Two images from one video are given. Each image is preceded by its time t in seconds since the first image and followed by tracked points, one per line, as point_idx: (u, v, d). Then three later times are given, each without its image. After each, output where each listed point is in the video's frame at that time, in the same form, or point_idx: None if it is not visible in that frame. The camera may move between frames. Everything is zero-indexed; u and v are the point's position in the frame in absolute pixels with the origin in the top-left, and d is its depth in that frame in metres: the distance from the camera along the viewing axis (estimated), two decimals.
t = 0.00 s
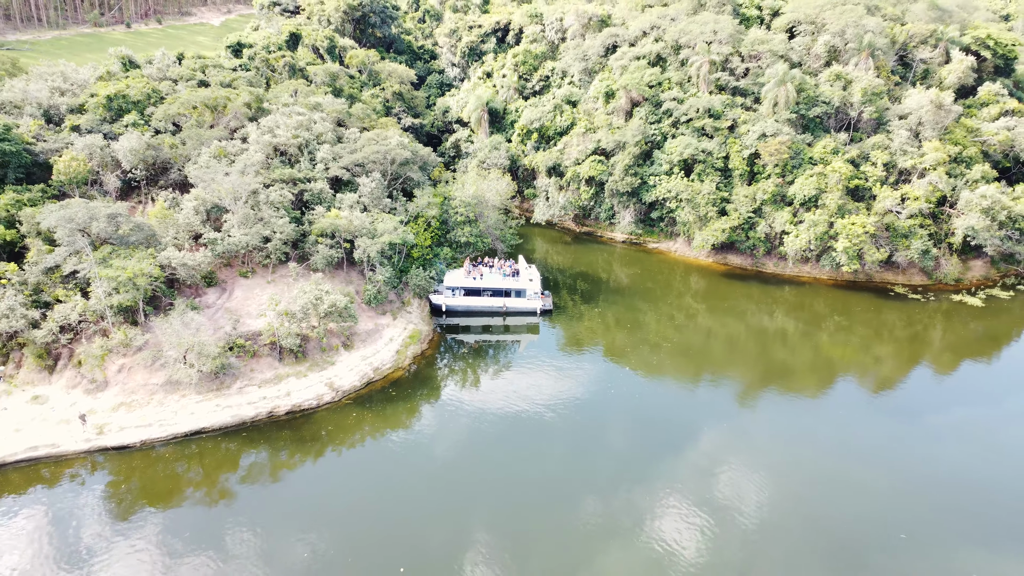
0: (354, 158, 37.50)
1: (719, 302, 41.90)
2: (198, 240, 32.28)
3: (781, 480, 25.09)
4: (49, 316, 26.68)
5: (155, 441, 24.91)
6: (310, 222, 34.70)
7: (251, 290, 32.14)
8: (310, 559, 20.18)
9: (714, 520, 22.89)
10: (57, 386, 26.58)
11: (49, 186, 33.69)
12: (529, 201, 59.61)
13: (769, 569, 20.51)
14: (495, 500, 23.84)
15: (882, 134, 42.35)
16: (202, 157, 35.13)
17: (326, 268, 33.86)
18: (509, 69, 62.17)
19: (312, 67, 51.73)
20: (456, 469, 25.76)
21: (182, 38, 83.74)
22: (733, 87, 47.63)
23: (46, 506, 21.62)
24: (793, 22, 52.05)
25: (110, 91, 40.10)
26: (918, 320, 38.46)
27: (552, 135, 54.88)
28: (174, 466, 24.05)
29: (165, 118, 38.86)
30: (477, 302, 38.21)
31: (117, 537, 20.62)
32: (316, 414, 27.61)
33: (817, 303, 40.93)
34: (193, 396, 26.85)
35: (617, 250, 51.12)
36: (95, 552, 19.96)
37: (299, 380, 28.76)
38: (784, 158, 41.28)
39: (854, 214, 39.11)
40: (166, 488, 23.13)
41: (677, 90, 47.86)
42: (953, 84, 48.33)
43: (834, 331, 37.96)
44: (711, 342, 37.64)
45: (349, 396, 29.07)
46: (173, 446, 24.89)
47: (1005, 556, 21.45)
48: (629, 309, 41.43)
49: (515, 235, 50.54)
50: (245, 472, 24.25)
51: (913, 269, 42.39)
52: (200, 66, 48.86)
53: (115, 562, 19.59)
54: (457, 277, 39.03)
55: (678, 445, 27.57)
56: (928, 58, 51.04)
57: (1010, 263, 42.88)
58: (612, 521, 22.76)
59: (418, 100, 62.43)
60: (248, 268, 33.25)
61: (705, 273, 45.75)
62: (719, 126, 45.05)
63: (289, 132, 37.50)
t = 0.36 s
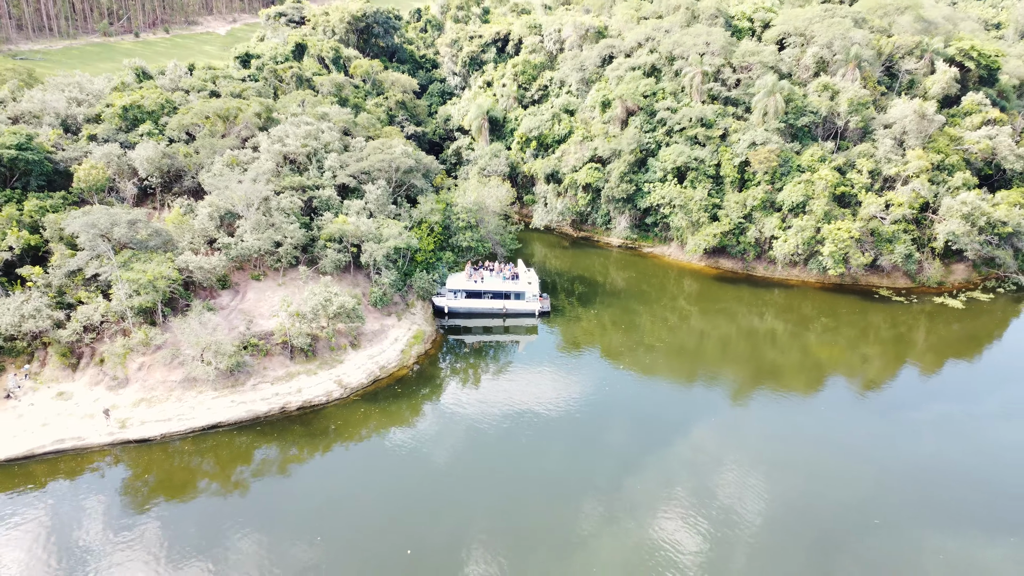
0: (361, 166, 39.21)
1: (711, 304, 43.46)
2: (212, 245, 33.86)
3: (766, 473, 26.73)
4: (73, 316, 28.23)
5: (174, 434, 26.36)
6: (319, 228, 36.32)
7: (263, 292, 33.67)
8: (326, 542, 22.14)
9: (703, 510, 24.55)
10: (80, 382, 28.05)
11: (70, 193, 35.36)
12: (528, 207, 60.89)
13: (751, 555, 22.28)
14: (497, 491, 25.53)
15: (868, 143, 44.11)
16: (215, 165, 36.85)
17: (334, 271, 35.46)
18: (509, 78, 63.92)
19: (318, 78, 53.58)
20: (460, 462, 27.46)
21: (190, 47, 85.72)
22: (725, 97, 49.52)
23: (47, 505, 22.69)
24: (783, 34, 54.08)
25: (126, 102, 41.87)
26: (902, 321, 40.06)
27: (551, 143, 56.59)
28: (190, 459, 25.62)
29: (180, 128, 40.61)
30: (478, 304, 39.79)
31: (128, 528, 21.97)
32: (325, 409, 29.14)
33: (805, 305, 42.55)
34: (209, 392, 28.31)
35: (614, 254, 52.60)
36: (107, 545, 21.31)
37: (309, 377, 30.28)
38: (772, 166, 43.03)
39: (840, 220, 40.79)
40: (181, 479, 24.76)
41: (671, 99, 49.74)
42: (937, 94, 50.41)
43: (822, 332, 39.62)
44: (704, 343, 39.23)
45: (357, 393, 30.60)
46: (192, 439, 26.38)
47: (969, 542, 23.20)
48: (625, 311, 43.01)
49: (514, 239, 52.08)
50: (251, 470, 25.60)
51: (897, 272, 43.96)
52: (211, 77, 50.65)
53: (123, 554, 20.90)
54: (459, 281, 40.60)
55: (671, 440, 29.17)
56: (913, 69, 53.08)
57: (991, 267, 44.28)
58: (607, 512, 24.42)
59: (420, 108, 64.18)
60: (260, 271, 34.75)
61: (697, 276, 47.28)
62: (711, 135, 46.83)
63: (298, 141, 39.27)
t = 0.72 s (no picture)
0: (367, 180, 40.95)
1: (704, 312, 45.05)
2: (226, 254, 35.42)
3: (752, 471, 28.30)
4: (95, 322, 29.78)
5: (191, 434, 27.78)
6: (327, 238, 37.91)
7: (274, 300, 35.16)
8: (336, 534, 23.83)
9: (691, 507, 26.07)
10: (101, 385, 29.43)
11: (89, 205, 37.06)
12: (528, 218, 62.13)
13: (733, 547, 23.93)
14: (497, 488, 27.10)
15: (854, 157, 45.90)
16: (228, 179, 38.58)
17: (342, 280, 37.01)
18: (509, 93, 65.80)
19: (325, 94, 55.53)
20: (461, 461, 29.00)
21: (197, 62, 87.96)
22: (717, 112, 51.48)
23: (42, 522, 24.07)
24: (773, 51, 56.10)
25: (141, 117, 43.68)
26: (887, 328, 41.62)
27: (549, 156, 58.37)
28: (203, 459, 27.06)
29: (193, 143, 42.41)
30: (479, 311, 41.26)
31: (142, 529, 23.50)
32: (334, 411, 30.57)
33: (794, 313, 44.13)
34: (224, 394, 29.73)
35: (610, 263, 54.05)
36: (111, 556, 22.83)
37: (319, 380, 31.73)
38: (762, 179, 44.81)
39: (827, 230, 42.58)
40: (195, 479, 26.22)
41: (665, 114, 51.70)
42: (921, 110, 52.47)
43: (810, 338, 41.26)
44: (697, 350, 40.80)
45: (364, 395, 32.06)
46: (208, 439, 27.83)
47: (943, 536, 24.67)
48: (621, 319, 44.56)
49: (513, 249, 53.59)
50: (260, 472, 27.04)
51: (883, 281, 45.49)
52: (221, 93, 52.59)
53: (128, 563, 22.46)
54: (461, 289, 42.10)
55: (662, 440, 30.70)
56: (899, 85, 55.11)
57: (974, 276, 45.69)
58: (601, 508, 26.04)
59: (422, 122, 66.03)
60: (271, 279, 36.18)
61: (691, 285, 48.82)
62: (703, 148, 48.68)
63: (307, 155, 41.08)
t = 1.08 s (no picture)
0: (373, 195, 42.73)
1: (697, 322, 46.61)
2: (237, 267, 36.98)
3: (741, 472, 29.69)
4: (114, 331, 31.33)
5: (206, 438, 29.21)
6: (334, 251, 39.50)
7: (283, 310, 36.65)
8: (344, 529, 25.17)
9: (685, 509, 27.26)
10: (120, 392, 30.87)
11: (106, 220, 38.78)
12: (527, 232, 63.41)
13: (720, 542, 25.34)
14: (497, 488, 28.49)
15: (841, 173, 47.75)
16: (240, 195, 40.34)
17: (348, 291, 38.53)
18: (509, 110, 67.75)
19: (331, 112, 57.51)
20: (463, 462, 30.36)
21: (204, 80, 90.37)
22: (709, 130, 53.48)
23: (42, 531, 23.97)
24: (764, 70, 58.17)
25: (155, 135, 45.48)
26: (873, 338, 43.22)
27: (547, 171, 60.20)
28: (216, 463, 28.43)
29: (206, 160, 44.23)
30: (479, 321, 42.72)
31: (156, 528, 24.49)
32: (342, 417, 32.03)
33: (783, 323, 45.71)
34: (237, 399, 31.12)
35: (607, 275, 55.45)
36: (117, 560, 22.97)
37: (327, 387, 33.16)
38: (752, 194, 46.66)
39: (815, 243, 44.44)
40: (207, 481, 27.66)
41: (659, 132, 53.74)
42: (907, 127, 54.50)
43: (799, 348, 42.89)
44: (691, 359, 42.28)
45: (371, 401, 33.56)
46: (222, 443, 29.25)
47: (924, 533, 25.95)
48: (618, 329, 46.05)
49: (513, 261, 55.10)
50: (269, 475, 28.50)
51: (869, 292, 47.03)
52: (231, 111, 54.53)
53: (130, 570, 22.48)
54: (462, 300, 43.54)
55: (655, 443, 32.11)
56: (885, 103, 57.16)
57: (957, 288, 47.32)
58: (597, 507, 27.44)
59: (424, 138, 67.96)
60: (281, 290, 37.61)
61: (684, 296, 50.38)
62: (696, 165, 50.61)
63: (315, 172, 42.90)
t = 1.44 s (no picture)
0: (379, 211, 44.52)
1: (691, 333, 48.19)
2: (249, 279, 38.57)
3: (730, 475, 31.10)
4: (132, 340, 32.87)
5: (220, 442, 30.70)
6: (341, 264, 41.13)
7: (292, 320, 38.16)
8: (352, 528, 26.53)
9: (676, 510, 28.64)
10: (138, 398, 32.40)
11: (123, 234, 40.45)
12: (526, 246, 64.51)
13: (708, 540, 26.80)
14: (497, 489, 29.93)
15: (829, 189, 49.63)
16: (251, 211, 42.12)
17: (355, 302, 40.08)
18: (509, 127, 69.75)
19: (337, 130, 59.51)
20: (463, 465, 31.79)
21: (212, 97, 92.62)
22: (702, 147, 55.45)
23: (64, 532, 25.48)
24: (755, 90, 60.22)
25: (169, 153, 47.33)
26: (860, 347, 44.81)
27: (546, 187, 62.03)
28: (227, 468, 29.96)
29: (218, 177, 46.07)
30: (480, 332, 44.19)
31: (169, 531, 25.96)
32: (349, 423, 33.54)
33: (774, 333, 47.28)
34: (249, 406, 32.55)
35: (603, 287, 56.83)
36: None
37: (335, 394, 34.63)
38: (743, 210, 48.51)
39: (803, 256, 46.18)
40: (220, 485, 29.23)
41: (654, 149, 55.77)
42: (894, 144, 56.44)
43: (789, 358, 44.48)
44: (685, 368, 43.79)
45: (376, 409, 35.08)
46: (235, 447, 30.78)
47: (901, 530, 27.34)
48: (615, 340, 47.54)
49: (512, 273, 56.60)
50: (278, 480, 29.97)
51: (857, 304, 48.57)
52: (241, 129, 56.47)
53: None
54: (464, 311, 45.03)
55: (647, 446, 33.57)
56: (872, 121, 59.21)
57: (942, 299, 48.93)
58: (591, 508, 28.88)
59: (426, 154, 69.87)
60: (289, 301, 39.08)
61: (679, 307, 51.91)
62: (689, 181, 52.51)
63: (322, 189, 44.73)
